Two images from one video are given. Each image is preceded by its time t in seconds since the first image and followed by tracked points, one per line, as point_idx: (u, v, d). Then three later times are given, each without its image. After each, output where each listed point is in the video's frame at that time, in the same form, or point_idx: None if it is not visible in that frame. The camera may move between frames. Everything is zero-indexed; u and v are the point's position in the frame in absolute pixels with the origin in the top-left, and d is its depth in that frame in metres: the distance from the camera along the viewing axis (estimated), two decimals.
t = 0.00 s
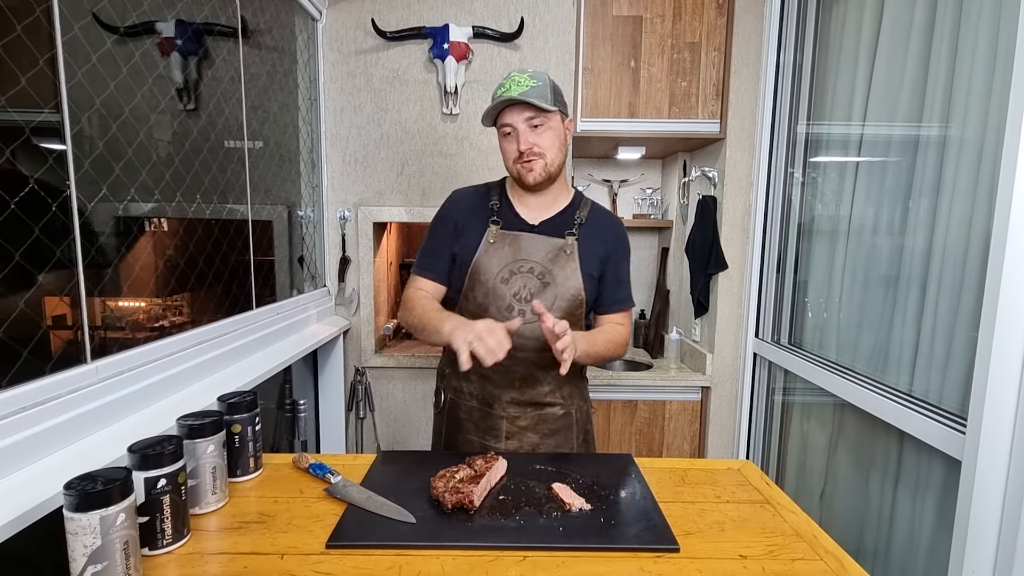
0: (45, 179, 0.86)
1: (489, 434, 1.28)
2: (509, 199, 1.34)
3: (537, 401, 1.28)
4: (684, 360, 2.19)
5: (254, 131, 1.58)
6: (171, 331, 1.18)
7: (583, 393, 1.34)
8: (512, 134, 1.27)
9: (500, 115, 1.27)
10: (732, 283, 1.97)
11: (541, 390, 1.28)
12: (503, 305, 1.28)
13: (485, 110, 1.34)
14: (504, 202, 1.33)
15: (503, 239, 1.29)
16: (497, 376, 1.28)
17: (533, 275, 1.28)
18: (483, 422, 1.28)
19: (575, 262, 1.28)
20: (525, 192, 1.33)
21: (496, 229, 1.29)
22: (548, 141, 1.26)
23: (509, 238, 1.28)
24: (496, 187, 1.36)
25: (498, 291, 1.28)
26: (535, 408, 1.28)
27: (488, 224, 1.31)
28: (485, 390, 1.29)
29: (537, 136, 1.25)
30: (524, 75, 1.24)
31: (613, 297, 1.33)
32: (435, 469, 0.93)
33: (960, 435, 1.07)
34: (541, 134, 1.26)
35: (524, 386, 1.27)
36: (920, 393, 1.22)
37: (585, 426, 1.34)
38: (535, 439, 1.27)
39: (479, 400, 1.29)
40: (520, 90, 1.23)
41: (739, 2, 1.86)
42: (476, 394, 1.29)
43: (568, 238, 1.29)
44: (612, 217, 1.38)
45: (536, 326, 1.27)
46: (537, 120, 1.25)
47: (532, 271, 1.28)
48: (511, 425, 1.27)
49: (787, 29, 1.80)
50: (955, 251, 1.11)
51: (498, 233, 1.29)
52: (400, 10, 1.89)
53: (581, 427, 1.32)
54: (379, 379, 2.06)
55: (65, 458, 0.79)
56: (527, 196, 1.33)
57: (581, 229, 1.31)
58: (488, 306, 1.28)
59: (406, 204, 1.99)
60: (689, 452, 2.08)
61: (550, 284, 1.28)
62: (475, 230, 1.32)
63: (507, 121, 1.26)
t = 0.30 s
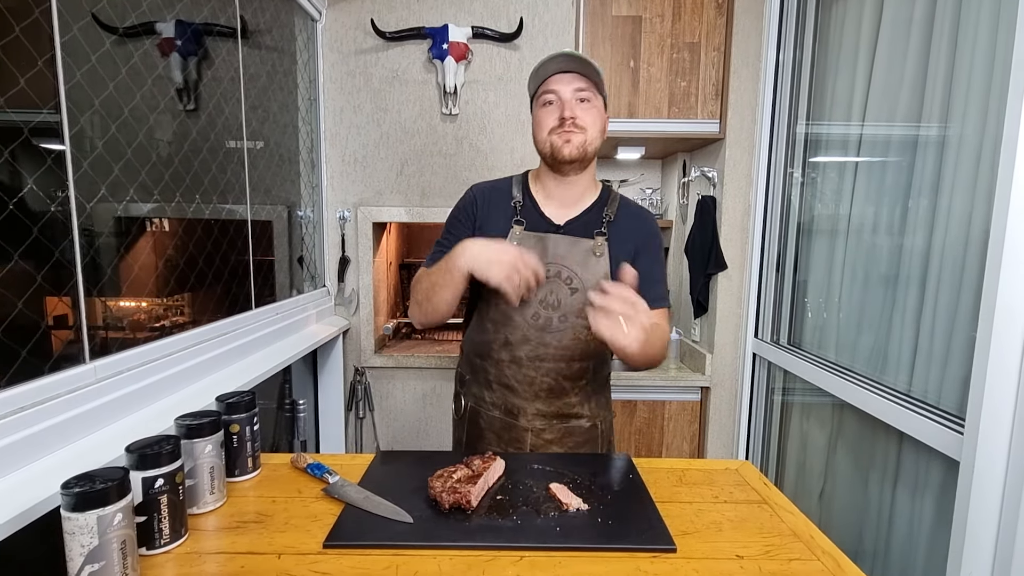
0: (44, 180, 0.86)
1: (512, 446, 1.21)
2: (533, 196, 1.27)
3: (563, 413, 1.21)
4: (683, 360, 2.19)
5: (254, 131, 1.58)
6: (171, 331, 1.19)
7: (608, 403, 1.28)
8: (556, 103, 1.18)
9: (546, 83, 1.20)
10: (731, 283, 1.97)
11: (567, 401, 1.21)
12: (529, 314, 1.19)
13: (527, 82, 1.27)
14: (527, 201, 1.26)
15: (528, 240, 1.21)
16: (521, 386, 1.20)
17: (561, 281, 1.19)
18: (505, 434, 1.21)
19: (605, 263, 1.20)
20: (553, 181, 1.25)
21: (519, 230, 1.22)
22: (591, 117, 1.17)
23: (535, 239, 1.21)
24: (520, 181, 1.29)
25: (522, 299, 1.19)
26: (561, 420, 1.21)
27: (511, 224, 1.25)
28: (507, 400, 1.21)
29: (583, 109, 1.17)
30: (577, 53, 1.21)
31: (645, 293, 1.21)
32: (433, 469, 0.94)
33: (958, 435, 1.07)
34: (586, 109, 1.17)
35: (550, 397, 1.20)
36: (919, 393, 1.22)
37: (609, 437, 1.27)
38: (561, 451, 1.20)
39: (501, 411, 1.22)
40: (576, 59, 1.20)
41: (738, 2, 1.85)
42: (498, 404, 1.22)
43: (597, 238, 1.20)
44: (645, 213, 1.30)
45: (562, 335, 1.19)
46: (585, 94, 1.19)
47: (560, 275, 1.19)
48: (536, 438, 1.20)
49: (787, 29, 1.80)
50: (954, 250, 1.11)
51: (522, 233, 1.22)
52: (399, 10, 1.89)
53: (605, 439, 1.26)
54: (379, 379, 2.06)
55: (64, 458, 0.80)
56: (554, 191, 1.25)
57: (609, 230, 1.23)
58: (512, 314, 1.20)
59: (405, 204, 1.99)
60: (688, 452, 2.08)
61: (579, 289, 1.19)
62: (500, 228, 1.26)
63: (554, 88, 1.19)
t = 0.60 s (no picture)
0: (45, 182, 0.87)
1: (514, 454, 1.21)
2: (546, 201, 1.28)
3: (567, 425, 1.19)
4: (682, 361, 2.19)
5: (254, 133, 1.59)
6: (173, 331, 1.19)
7: (618, 417, 1.24)
8: (576, 106, 1.16)
9: (567, 84, 1.17)
10: (730, 284, 1.97)
11: (572, 413, 1.19)
12: (534, 321, 1.18)
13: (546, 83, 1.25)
14: (540, 206, 1.28)
15: (537, 248, 1.21)
16: (524, 395, 1.19)
17: (568, 290, 1.17)
18: (508, 441, 1.21)
19: (616, 273, 1.18)
20: (570, 187, 1.23)
21: (530, 235, 1.22)
22: (614, 123, 1.15)
23: (544, 247, 1.20)
24: (536, 185, 1.31)
25: (529, 306, 1.19)
26: (565, 432, 1.19)
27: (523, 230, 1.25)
28: (511, 408, 1.21)
29: (605, 114, 1.15)
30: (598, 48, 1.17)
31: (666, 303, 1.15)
32: (431, 470, 0.94)
33: (955, 436, 1.07)
34: (609, 114, 1.15)
35: (554, 408, 1.19)
36: (916, 394, 1.23)
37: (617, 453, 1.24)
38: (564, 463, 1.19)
39: (506, 417, 1.22)
40: (593, 60, 1.15)
41: (737, 4, 1.85)
42: (502, 410, 1.23)
43: (609, 248, 1.19)
44: (671, 218, 1.24)
45: (567, 345, 1.17)
46: (607, 97, 1.16)
47: (568, 284, 1.18)
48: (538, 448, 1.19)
49: (785, 31, 1.80)
50: (951, 251, 1.11)
51: (531, 241, 1.21)
52: (399, 12, 1.90)
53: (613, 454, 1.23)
54: (378, 380, 2.06)
55: (64, 458, 0.80)
56: (568, 196, 1.25)
57: (625, 235, 1.21)
58: (518, 320, 1.20)
59: (405, 205, 1.99)
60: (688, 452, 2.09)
61: (585, 300, 1.17)
62: (510, 232, 1.28)
63: (574, 90, 1.16)
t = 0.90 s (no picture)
0: (45, 183, 0.87)
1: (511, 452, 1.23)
2: (554, 201, 1.30)
3: (564, 426, 1.19)
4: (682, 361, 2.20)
5: (254, 134, 1.59)
6: (174, 331, 1.20)
7: (618, 421, 1.23)
8: (579, 113, 1.16)
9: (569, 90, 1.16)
10: (729, 284, 1.98)
11: (569, 414, 1.19)
12: (534, 320, 1.19)
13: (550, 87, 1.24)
14: (547, 206, 1.29)
15: (540, 247, 1.22)
16: (522, 394, 1.21)
17: (568, 291, 1.17)
18: (506, 439, 1.23)
19: (617, 276, 1.17)
20: (578, 193, 1.24)
21: (533, 235, 1.23)
22: (618, 128, 1.14)
23: (548, 246, 1.21)
24: (547, 186, 1.33)
25: (529, 305, 1.20)
26: (562, 433, 1.20)
27: (527, 229, 1.27)
28: (509, 406, 1.23)
29: (609, 120, 1.14)
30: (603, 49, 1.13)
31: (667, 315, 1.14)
32: (430, 470, 0.94)
33: (953, 436, 1.07)
34: (612, 118, 1.14)
35: (552, 409, 1.19)
36: (915, 395, 1.23)
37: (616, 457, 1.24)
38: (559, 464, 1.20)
39: (504, 416, 1.24)
40: (592, 65, 1.12)
41: (737, 5, 1.86)
42: (501, 408, 1.25)
43: (612, 249, 1.18)
44: (682, 228, 1.21)
45: (565, 345, 1.17)
46: (611, 101, 1.15)
47: (569, 285, 1.18)
48: (534, 447, 1.20)
49: (785, 33, 1.81)
50: (949, 252, 1.12)
51: (534, 240, 1.22)
52: (399, 13, 1.90)
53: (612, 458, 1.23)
54: (378, 381, 2.07)
55: (66, 458, 0.81)
56: (576, 199, 1.25)
57: (632, 240, 1.19)
58: (518, 319, 1.21)
59: (405, 206, 2.00)
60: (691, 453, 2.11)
61: (585, 301, 1.16)
62: (514, 233, 1.29)
63: (577, 97, 1.15)
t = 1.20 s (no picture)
0: (46, 183, 0.88)
1: (505, 445, 1.24)
2: (563, 199, 1.30)
3: (558, 422, 1.20)
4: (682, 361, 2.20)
5: (254, 134, 1.60)
6: (174, 331, 1.20)
7: (614, 421, 1.23)
8: (589, 117, 1.16)
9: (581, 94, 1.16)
10: (729, 285, 1.98)
11: (564, 410, 1.20)
12: (533, 315, 1.20)
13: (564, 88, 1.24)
14: (554, 203, 1.29)
15: (543, 243, 1.23)
16: (518, 387, 1.21)
17: (568, 287, 1.18)
18: (500, 432, 1.24)
19: (618, 276, 1.17)
20: (585, 194, 1.23)
21: (537, 231, 1.25)
22: (625, 134, 1.14)
23: (551, 243, 1.22)
24: (557, 184, 1.33)
25: (529, 300, 1.21)
26: (556, 429, 1.20)
27: (532, 225, 1.28)
28: (506, 400, 1.24)
29: (617, 126, 1.14)
30: (617, 55, 1.14)
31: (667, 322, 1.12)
32: (429, 469, 0.95)
33: (952, 436, 1.07)
34: (621, 124, 1.14)
35: (547, 404, 1.20)
36: (914, 395, 1.23)
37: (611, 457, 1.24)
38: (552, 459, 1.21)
39: (499, 409, 1.25)
40: (603, 71, 1.12)
41: (736, 5, 1.86)
42: (497, 401, 1.26)
43: (614, 248, 1.18)
44: (687, 238, 1.21)
45: (562, 341, 1.17)
46: (620, 107, 1.14)
47: (569, 281, 1.18)
48: (528, 442, 1.21)
49: (784, 33, 1.81)
50: (948, 252, 1.12)
51: (539, 236, 1.24)
52: (399, 13, 1.91)
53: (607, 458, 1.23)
54: (378, 381, 2.07)
55: (67, 458, 0.81)
56: (583, 200, 1.25)
57: (636, 244, 1.19)
58: (518, 313, 1.22)
59: (405, 206, 2.00)
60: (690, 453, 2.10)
61: (584, 298, 1.17)
62: (517, 229, 1.30)
63: (587, 101, 1.16)
